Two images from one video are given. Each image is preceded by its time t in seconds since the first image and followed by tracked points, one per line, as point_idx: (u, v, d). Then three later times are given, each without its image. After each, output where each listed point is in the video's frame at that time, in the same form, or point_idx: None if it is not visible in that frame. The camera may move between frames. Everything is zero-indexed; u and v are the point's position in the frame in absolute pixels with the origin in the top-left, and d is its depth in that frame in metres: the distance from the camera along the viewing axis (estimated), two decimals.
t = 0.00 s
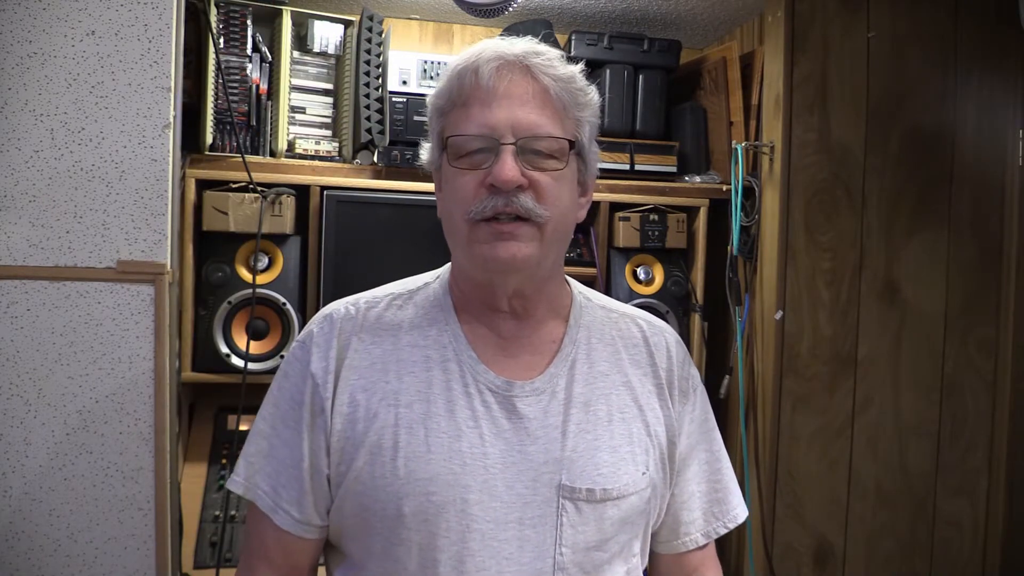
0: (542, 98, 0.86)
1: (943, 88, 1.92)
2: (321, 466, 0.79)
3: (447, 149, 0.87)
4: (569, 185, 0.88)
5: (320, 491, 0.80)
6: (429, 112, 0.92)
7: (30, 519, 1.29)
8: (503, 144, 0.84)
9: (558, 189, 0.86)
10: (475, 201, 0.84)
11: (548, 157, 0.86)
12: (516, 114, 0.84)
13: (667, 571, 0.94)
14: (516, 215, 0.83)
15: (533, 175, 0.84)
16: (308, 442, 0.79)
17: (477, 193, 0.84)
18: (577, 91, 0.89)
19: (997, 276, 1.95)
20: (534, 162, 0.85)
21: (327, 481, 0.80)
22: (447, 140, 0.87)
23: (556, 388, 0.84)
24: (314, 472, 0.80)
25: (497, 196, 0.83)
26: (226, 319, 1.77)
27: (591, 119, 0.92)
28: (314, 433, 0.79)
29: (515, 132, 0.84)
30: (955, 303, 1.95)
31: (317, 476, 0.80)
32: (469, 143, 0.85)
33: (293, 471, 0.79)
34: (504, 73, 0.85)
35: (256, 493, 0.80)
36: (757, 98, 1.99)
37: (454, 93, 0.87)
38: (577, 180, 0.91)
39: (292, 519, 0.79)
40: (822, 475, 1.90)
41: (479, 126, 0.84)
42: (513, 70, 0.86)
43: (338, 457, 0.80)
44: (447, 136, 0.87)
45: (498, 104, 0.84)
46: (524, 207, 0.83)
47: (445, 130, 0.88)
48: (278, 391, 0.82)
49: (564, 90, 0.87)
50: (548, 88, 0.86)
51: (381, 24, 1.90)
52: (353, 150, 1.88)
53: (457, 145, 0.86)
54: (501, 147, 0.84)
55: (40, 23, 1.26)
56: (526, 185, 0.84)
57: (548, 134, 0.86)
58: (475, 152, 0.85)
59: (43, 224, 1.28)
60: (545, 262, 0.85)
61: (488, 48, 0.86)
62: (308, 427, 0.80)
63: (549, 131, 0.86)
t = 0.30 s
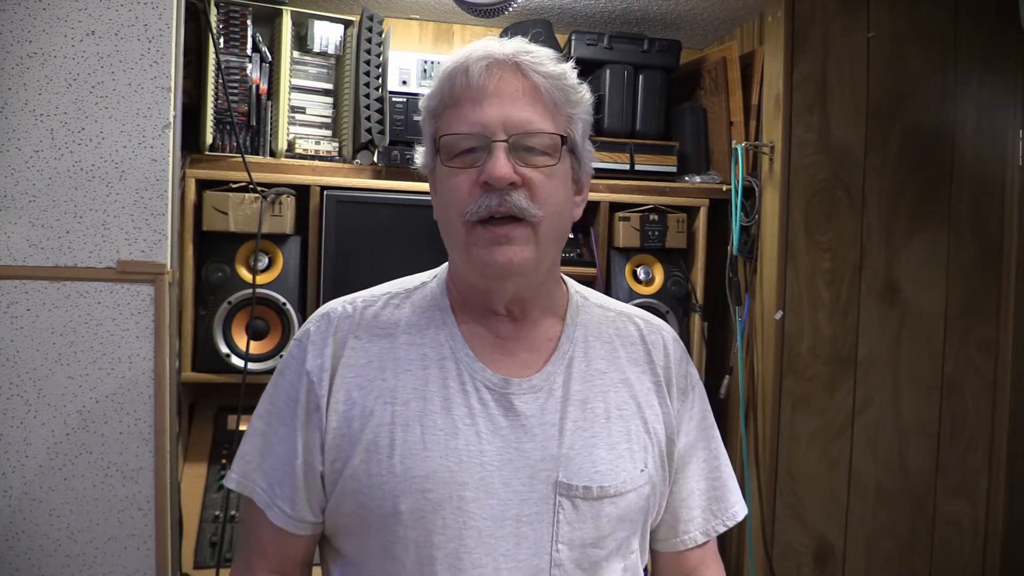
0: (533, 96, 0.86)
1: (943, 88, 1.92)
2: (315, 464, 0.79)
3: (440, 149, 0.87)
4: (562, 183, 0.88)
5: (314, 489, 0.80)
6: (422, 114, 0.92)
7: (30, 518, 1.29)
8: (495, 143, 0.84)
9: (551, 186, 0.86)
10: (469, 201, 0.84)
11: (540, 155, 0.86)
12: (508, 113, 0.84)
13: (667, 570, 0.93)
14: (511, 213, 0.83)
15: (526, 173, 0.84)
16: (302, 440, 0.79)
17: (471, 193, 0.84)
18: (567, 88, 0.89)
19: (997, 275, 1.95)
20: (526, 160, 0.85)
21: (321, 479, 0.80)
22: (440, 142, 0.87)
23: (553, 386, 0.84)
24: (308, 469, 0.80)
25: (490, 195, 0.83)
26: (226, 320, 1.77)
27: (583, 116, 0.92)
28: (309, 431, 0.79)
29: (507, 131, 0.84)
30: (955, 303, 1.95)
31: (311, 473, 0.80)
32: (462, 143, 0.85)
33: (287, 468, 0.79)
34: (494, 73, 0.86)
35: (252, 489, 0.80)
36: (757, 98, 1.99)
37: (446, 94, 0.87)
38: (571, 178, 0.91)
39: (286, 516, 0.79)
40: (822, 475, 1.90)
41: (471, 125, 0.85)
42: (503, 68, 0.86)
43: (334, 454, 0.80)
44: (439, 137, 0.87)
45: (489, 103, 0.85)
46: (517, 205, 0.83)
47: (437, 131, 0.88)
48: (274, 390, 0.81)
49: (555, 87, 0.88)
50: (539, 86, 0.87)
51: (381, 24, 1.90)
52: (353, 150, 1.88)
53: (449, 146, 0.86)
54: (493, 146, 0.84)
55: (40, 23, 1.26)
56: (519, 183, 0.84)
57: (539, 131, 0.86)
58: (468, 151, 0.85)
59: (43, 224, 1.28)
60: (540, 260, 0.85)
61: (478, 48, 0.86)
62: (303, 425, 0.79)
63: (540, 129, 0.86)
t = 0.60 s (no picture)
0: (529, 97, 0.86)
1: (943, 88, 1.92)
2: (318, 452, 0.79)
3: (438, 149, 0.88)
4: (557, 182, 0.88)
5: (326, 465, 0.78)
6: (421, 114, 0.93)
7: (30, 518, 1.29)
8: (491, 142, 0.85)
9: (546, 186, 0.86)
10: (465, 199, 0.84)
11: (536, 155, 0.87)
12: (503, 113, 0.84)
13: (671, 570, 0.93)
14: (504, 211, 0.83)
15: (521, 172, 0.85)
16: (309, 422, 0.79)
17: (467, 192, 0.85)
18: (563, 89, 0.89)
19: (997, 275, 1.96)
20: (521, 160, 0.86)
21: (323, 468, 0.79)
22: (437, 142, 0.87)
23: (553, 378, 0.84)
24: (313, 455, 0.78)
25: (485, 193, 0.83)
26: (226, 320, 1.77)
27: (581, 118, 0.92)
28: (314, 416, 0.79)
29: (503, 130, 0.85)
30: (955, 303, 1.95)
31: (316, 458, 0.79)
32: (458, 143, 0.86)
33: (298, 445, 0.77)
34: (491, 73, 0.86)
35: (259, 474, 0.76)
36: (757, 97, 1.99)
37: (443, 95, 0.87)
38: (568, 178, 0.91)
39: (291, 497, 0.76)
40: (822, 476, 1.90)
41: (467, 125, 0.85)
42: (500, 69, 0.86)
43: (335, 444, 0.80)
44: (437, 136, 0.88)
45: (485, 103, 0.85)
46: (511, 203, 0.83)
47: (435, 131, 0.88)
48: (279, 373, 0.82)
49: (550, 88, 0.88)
50: (534, 87, 0.87)
51: (382, 24, 1.90)
52: (353, 150, 1.88)
53: (447, 146, 0.86)
54: (488, 145, 0.85)
55: (40, 23, 1.26)
56: (513, 182, 0.84)
57: (535, 131, 0.86)
58: (464, 151, 0.86)
59: (43, 224, 1.28)
60: (535, 257, 0.85)
61: (476, 49, 0.87)
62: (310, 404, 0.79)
63: (536, 129, 0.86)
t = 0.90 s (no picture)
0: (519, 96, 0.86)
1: (943, 88, 1.92)
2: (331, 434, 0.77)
3: (432, 149, 0.88)
4: (548, 179, 0.87)
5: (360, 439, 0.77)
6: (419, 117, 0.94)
7: (29, 518, 1.29)
8: (481, 141, 0.84)
9: (536, 183, 0.85)
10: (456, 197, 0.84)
11: (527, 152, 0.86)
12: (494, 112, 0.84)
13: (669, 567, 0.92)
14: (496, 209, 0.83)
15: (511, 170, 0.84)
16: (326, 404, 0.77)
17: (460, 190, 0.85)
18: (553, 88, 0.90)
19: (996, 275, 1.96)
20: (513, 158, 0.85)
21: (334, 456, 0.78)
22: (431, 142, 0.88)
23: (551, 375, 0.84)
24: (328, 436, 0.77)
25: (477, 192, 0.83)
26: (226, 320, 1.77)
27: (573, 117, 0.93)
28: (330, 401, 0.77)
29: (493, 129, 0.84)
30: (955, 303, 1.95)
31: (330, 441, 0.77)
32: (451, 143, 0.86)
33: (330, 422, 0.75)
34: (481, 73, 0.86)
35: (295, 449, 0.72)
36: (757, 97, 1.99)
37: (437, 97, 0.88)
38: (561, 175, 0.90)
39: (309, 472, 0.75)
40: (822, 476, 1.90)
41: (458, 125, 0.85)
42: (491, 69, 0.86)
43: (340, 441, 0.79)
44: (430, 137, 0.88)
45: (475, 102, 0.85)
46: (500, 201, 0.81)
47: (430, 132, 0.89)
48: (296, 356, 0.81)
49: (540, 87, 0.88)
50: (525, 86, 0.87)
51: (382, 24, 1.90)
52: (353, 150, 1.88)
53: (440, 146, 0.87)
54: (479, 144, 0.84)
55: (40, 23, 1.26)
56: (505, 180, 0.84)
57: (525, 130, 0.85)
58: (456, 150, 0.86)
59: (43, 224, 1.28)
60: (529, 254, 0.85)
61: (467, 51, 0.87)
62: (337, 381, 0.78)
63: (527, 127, 0.86)
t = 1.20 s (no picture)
0: (522, 95, 0.86)
1: (943, 88, 1.92)
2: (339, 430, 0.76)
3: (433, 149, 0.88)
4: (551, 179, 0.87)
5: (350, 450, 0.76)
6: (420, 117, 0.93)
7: (29, 518, 1.29)
8: (483, 140, 0.84)
9: (539, 182, 0.86)
10: (459, 196, 0.84)
11: (529, 151, 0.86)
12: (496, 111, 0.84)
13: (667, 569, 0.92)
14: (497, 207, 0.83)
15: (513, 169, 0.84)
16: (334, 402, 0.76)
17: (461, 189, 0.84)
18: (555, 88, 0.90)
19: (997, 275, 1.96)
20: (515, 157, 0.85)
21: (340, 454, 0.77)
22: (433, 142, 0.88)
23: (551, 378, 0.85)
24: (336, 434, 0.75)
25: (478, 190, 0.83)
26: (226, 319, 1.77)
27: (575, 117, 0.92)
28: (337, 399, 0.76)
29: (496, 128, 0.84)
30: (955, 303, 1.95)
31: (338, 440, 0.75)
32: (453, 142, 0.86)
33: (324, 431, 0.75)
34: (484, 73, 0.86)
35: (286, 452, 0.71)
36: (757, 97, 1.99)
37: (439, 96, 0.88)
38: (563, 175, 0.90)
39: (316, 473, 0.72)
40: (822, 476, 1.90)
41: (461, 124, 0.85)
42: (493, 69, 0.86)
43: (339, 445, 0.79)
44: (432, 137, 0.88)
45: (478, 102, 0.85)
46: (504, 199, 0.82)
47: (431, 132, 0.89)
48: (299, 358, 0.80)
49: (543, 87, 0.88)
50: (528, 86, 0.87)
51: (381, 24, 1.90)
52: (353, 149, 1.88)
53: (442, 145, 0.87)
54: (481, 143, 0.84)
55: (40, 23, 1.26)
56: (507, 179, 0.84)
57: (528, 129, 0.86)
58: (458, 150, 0.86)
59: (43, 224, 1.28)
60: (529, 254, 0.84)
61: (469, 51, 0.87)
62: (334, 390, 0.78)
63: (529, 127, 0.86)
